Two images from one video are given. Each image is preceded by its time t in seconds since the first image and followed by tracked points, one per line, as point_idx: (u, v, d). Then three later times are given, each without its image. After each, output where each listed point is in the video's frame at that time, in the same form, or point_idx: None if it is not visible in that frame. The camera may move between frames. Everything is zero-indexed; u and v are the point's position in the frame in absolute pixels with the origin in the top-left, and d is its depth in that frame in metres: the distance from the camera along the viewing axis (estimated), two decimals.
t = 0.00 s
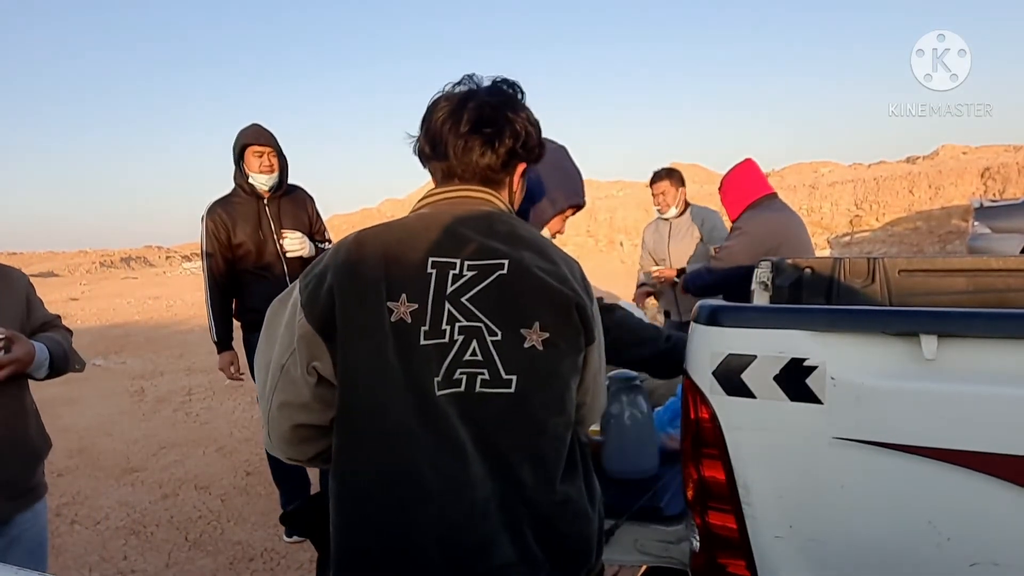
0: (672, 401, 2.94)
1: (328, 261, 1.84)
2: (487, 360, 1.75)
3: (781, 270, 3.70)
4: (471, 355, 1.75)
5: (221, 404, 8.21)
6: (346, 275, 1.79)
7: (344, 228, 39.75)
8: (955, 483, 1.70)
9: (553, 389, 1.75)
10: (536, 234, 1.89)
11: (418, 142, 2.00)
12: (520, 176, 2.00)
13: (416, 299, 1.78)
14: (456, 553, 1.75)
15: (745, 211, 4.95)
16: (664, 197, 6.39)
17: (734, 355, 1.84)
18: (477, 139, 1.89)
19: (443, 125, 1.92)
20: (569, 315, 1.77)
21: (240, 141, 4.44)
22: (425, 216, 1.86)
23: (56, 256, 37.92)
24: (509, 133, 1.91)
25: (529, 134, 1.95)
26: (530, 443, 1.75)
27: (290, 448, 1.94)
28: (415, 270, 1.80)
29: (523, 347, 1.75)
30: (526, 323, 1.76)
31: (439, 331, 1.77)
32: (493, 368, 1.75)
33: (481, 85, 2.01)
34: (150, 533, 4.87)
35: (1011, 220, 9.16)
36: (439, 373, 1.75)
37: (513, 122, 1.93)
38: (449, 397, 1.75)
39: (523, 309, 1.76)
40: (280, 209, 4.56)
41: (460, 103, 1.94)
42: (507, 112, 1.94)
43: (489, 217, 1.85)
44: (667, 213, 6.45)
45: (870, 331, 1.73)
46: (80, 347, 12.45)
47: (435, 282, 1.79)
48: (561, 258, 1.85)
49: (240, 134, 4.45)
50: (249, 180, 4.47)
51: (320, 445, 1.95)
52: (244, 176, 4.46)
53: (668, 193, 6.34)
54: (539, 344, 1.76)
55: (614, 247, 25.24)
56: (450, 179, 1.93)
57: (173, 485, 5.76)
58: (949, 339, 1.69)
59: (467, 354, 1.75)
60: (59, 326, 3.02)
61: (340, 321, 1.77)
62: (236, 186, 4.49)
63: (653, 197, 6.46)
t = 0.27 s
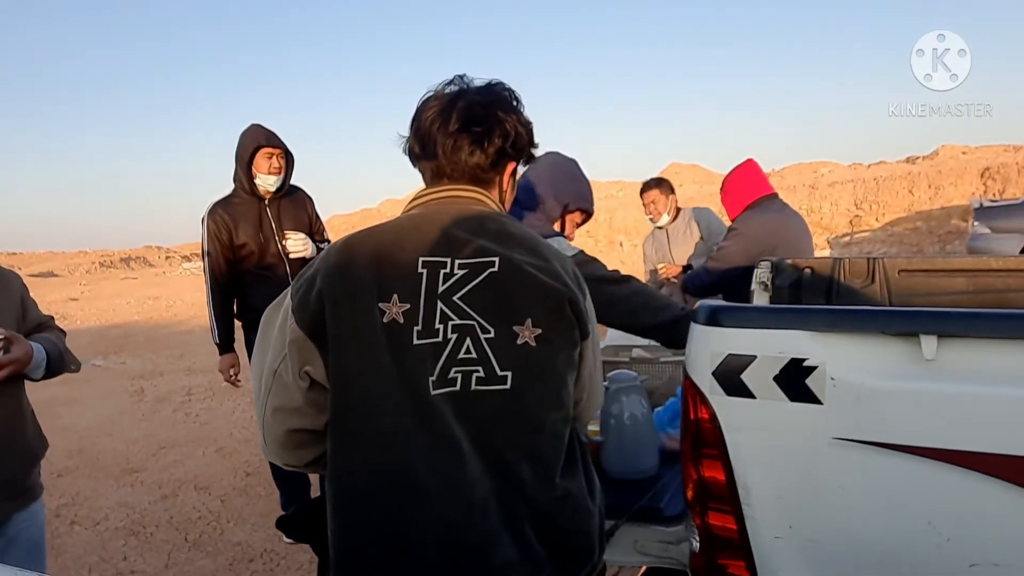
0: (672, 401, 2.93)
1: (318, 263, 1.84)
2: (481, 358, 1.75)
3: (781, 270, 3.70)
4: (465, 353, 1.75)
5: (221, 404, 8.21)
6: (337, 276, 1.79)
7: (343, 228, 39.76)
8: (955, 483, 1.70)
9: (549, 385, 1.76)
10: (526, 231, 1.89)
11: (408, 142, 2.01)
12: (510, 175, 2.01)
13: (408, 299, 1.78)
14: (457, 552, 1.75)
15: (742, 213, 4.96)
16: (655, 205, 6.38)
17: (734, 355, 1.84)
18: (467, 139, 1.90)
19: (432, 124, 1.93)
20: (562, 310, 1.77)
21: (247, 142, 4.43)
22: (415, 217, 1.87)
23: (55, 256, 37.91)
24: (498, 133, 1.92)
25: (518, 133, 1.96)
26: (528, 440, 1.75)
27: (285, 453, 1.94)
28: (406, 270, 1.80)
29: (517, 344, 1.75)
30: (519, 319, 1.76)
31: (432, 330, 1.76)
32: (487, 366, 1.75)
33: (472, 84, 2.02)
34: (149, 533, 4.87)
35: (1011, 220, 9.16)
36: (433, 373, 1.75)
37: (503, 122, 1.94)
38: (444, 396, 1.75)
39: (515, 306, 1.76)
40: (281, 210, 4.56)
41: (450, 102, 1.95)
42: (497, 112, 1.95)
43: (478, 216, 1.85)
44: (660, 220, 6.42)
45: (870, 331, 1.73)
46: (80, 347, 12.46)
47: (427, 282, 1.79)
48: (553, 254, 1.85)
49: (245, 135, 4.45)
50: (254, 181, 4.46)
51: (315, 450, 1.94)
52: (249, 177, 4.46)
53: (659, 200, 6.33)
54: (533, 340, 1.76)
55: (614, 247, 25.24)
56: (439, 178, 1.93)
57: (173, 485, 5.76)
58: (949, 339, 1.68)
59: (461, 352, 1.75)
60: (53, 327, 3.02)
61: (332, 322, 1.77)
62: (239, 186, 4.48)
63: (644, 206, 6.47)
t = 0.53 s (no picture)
0: (672, 401, 2.94)
1: (313, 268, 1.83)
2: (479, 360, 1.75)
3: (781, 270, 3.71)
4: (463, 356, 1.75)
5: (221, 405, 8.22)
6: (332, 281, 1.78)
7: (343, 229, 39.78)
8: (955, 483, 1.70)
9: (547, 386, 1.77)
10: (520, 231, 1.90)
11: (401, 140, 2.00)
12: (504, 174, 2.01)
13: (404, 304, 1.78)
14: (459, 554, 1.75)
15: (740, 214, 4.97)
16: (650, 215, 6.43)
17: (734, 355, 1.85)
18: (462, 139, 1.90)
19: (426, 124, 1.92)
20: (558, 312, 1.78)
21: (250, 143, 4.42)
22: (410, 220, 1.86)
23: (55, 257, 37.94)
24: (493, 133, 1.92)
25: (513, 132, 1.95)
26: (528, 441, 1.76)
27: (283, 460, 1.93)
28: (401, 274, 1.80)
29: (516, 346, 1.76)
30: (516, 321, 1.77)
31: (429, 334, 1.76)
32: (485, 368, 1.75)
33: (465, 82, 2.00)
34: (149, 534, 4.87)
35: (1011, 220, 9.17)
36: (432, 377, 1.75)
37: (498, 121, 1.93)
38: (443, 400, 1.75)
39: (513, 308, 1.77)
40: (282, 211, 4.57)
41: (444, 101, 1.94)
42: (491, 110, 1.94)
43: (471, 217, 1.85)
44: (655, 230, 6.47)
45: (870, 332, 1.73)
46: (80, 347, 12.46)
47: (423, 285, 1.78)
48: (549, 255, 1.86)
49: (247, 136, 4.45)
50: (257, 182, 4.47)
51: (313, 455, 1.94)
52: (253, 178, 4.47)
53: (652, 211, 6.39)
54: (531, 342, 1.77)
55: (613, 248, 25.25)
56: (434, 178, 1.93)
57: (173, 485, 5.76)
58: (949, 340, 1.69)
59: (458, 355, 1.75)
60: (50, 328, 3.02)
61: (328, 327, 1.77)
62: (242, 187, 4.48)
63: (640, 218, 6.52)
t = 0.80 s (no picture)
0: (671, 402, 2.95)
1: (304, 275, 1.85)
2: (468, 364, 1.75)
3: (781, 270, 3.71)
4: (453, 360, 1.75)
5: (221, 404, 8.22)
6: (322, 287, 1.80)
7: (343, 229, 39.79)
8: (955, 483, 1.70)
9: (538, 389, 1.76)
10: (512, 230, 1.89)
11: (395, 137, 1.98)
12: (499, 172, 2.01)
13: (393, 308, 1.78)
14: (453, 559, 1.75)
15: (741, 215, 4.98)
16: (648, 218, 6.49)
17: (735, 355, 1.85)
18: (459, 137, 1.90)
19: (423, 120, 1.91)
20: (548, 314, 1.78)
21: (253, 143, 4.44)
22: (402, 223, 1.87)
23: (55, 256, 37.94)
24: (489, 133, 1.92)
25: (508, 130, 1.96)
26: (519, 444, 1.75)
27: (284, 466, 1.94)
28: (391, 279, 1.80)
29: (506, 349, 1.76)
30: (505, 324, 1.77)
31: (418, 338, 1.76)
32: (474, 372, 1.75)
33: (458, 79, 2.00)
34: (149, 533, 4.87)
35: (1011, 220, 9.18)
36: (421, 381, 1.75)
37: (495, 121, 1.93)
38: (433, 404, 1.75)
39: (502, 311, 1.77)
40: (284, 211, 4.58)
41: (440, 98, 1.93)
42: (487, 108, 1.94)
43: (462, 216, 1.86)
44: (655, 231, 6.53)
45: (870, 332, 1.73)
46: (80, 347, 12.47)
47: (412, 289, 1.79)
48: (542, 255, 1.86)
49: (248, 136, 4.46)
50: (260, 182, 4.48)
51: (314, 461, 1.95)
52: (255, 177, 4.48)
53: (651, 213, 6.46)
54: (521, 344, 1.76)
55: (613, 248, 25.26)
56: (431, 176, 1.92)
57: (173, 485, 5.76)
58: (949, 340, 1.69)
59: (448, 359, 1.75)
60: (49, 328, 3.02)
61: (318, 334, 1.78)
62: (244, 187, 4.48)
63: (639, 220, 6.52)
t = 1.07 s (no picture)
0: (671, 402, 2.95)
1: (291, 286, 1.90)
2: (449, 370, 1.77)
3: (781, 270, 3.72)
4: (434, 367, 1.77)
5: (221, 405, 8.22)
6: (304, 301, 1.85)
7: (343, 229, 39.79)
8: (955, 483, 1.70)
9: (519, 394, 1.76)
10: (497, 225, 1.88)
11: (385, 134, 1.98)
12: (489, 170, 2.03)
13: (373, 318, 1.81)
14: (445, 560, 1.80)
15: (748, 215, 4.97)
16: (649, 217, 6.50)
17: (735, 355, 1.85)
18: (454, 133, 1.91)
19: (417, 117, 1.92)
20: (527, 317, 1.77)
21: (255, 143, 4.44)
22: (386, 230, 1.90)
23: (55, 256, 37.94)
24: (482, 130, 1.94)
25: (500, 127, 1.98)
26: (504, 450, 1.76)
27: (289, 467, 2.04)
28: (372, 289, 1.83)
29: (485, 354, 1.77)
30: (483, 329, 1.77)
31: (399, 346, 1.79)
32: (456, 378, 1.77)
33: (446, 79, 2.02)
34: (149, 534, 4.87)
35: (1010, 220, 9.18)
36: (403, 390, 1.78)
37: (487, 119, 1.95)
38: (416, 411, 1.77)
39: (481, 315, 1.78)
40: (285, 211, 4.58)
41: (433, 96, 1.94)
42: (479, 105, 1.96)
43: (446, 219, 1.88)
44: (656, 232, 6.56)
45: (870, 332, 1.73)
46: (80, 347, 12.46)
47: (392, 297, 1.81)
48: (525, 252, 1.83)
49: (250, 136, 4.45)
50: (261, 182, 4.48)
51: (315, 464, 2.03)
52: (256, 177, 4.47)
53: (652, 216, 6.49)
54: (498, 349, 1.77)
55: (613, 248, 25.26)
56: (426, 173, 1.93)
57: (173, 485, 5.76)
58: (949, 340, 1.69)
59: (430, 367, 1.77)
60: (50, 328, 3.02)
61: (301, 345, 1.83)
62: (245, 186, 4.48)
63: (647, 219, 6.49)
